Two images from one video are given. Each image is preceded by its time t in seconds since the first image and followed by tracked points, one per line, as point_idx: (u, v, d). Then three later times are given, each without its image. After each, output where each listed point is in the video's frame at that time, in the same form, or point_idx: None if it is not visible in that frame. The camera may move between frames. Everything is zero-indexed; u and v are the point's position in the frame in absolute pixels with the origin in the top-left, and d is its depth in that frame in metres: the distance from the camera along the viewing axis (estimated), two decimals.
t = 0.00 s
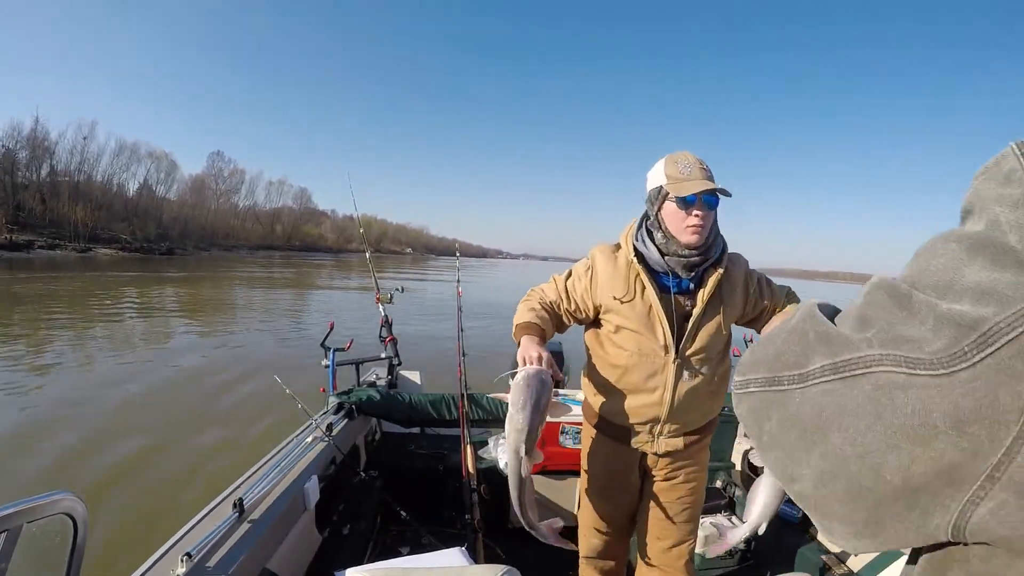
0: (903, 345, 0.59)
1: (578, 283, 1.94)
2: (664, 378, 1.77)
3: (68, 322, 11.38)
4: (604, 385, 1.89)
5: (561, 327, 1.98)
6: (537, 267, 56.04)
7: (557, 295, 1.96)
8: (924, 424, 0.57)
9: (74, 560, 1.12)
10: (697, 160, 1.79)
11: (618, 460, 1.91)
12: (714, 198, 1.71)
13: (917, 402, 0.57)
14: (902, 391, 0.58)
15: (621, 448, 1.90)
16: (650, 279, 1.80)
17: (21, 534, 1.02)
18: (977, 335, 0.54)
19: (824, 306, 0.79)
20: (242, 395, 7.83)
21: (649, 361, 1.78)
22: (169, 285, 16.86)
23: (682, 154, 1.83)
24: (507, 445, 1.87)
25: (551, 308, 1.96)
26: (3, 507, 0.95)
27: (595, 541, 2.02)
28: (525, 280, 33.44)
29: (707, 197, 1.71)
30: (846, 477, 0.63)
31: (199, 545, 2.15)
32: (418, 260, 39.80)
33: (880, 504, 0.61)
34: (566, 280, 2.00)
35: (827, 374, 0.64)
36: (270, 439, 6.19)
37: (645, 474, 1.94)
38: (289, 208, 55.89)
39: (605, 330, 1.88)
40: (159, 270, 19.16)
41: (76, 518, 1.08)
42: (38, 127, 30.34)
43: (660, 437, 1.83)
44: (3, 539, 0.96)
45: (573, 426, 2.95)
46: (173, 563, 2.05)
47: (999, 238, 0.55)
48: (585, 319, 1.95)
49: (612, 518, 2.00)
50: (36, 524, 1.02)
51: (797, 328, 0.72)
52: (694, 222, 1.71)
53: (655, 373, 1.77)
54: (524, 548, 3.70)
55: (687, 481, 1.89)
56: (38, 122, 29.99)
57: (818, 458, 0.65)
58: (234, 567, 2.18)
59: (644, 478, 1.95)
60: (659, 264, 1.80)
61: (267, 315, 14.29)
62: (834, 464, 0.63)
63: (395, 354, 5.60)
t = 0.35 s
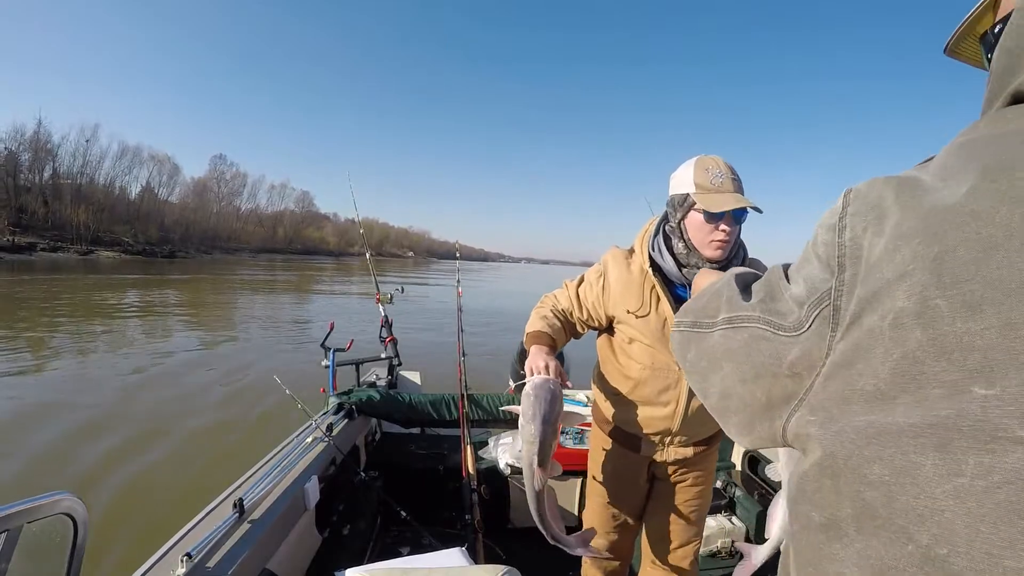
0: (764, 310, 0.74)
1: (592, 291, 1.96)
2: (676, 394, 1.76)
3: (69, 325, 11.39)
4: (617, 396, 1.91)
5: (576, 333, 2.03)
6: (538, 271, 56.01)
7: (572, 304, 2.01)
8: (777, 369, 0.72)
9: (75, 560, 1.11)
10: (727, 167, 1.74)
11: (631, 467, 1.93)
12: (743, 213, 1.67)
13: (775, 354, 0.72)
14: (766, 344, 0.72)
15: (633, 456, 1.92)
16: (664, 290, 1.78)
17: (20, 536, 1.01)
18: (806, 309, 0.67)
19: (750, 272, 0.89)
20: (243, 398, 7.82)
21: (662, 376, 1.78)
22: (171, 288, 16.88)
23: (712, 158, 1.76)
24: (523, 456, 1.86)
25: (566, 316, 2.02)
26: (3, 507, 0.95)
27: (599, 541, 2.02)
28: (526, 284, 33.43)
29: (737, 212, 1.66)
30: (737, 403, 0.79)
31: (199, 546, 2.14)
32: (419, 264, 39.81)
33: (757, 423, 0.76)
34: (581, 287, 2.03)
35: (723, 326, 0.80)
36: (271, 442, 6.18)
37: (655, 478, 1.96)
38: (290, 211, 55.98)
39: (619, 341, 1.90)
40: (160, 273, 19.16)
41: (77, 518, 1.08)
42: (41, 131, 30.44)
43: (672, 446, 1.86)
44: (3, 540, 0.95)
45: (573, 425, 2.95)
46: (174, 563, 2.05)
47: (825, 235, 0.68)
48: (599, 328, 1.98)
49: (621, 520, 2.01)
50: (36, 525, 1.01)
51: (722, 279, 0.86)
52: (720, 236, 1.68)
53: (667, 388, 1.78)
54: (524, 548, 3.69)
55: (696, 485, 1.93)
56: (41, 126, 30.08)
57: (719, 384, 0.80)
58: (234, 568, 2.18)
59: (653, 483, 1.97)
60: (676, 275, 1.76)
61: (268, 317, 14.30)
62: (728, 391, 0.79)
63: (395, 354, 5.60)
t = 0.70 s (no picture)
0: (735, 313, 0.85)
1: (602, 298, 1.97)
2: (687, 405, 1.79)
3: (71, 324, 11.40)
4: (629, 402, 1.92)
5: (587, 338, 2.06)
6: (540, 270, 55.97)
7: (582, 309, 2.02)
8: (750, 361, 0.81)
9: (77, 561, 1.10)
10: (748, 173, 1.72)
11: (640, 472, 1.95)
12: (764, 222, 1.67)
13: (748, 348, 0.82)
14: (741, 339, 0.82)
15: (643, 461, 1.94)
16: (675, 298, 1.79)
17: (22, 536, 1.00)
18: (772, 316, 0.77)
19: (728, 272, 1.00)
20: (243, 398, 7.81)
21: (671, 388, 1.81)
22: (172, 288, 16.87)
23: (736, 164, 1.74)
24: (541, 465, 1.82)
25: (577, 321, 2.04)
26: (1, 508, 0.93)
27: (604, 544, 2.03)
28: (528, 283, 33.39)
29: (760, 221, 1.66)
30: (716, 390, 0.87)
31: (199, 546, 2.14)
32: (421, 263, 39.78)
33: (729, 405, 0.84)
34: (591, 293, 2.04)
35: (704, 324, 0.90)
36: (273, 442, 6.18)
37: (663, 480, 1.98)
38: (292, 211, 56.02)
39: (631, 348, 1.92)
40: (162, 272, 19.13)
41: (77, 519, 1.06)
42: (43, 131, 30.48)
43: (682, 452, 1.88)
44: (3, 540, 0.94)
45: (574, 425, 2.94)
46: (173, 563, 2.05)
47: (786, 248, 0.76)
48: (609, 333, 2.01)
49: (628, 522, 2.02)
50: (37, 525, 1.00)
51: (701, 283, 0.97)
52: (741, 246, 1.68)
53: (677, 400, 1.80)
54: (524, 548, 3.68)
55: (701, 486, 1.98)
56: (43, 126, 30.11)
57: (700, 373, 0.90)
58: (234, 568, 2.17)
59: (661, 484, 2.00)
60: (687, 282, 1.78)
61: (270, 317, 14.29)
62: (707, 380, 0.89)
63: (395, 354, 5.59)
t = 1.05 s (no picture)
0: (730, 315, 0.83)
1: (607, 305, 1.96)
2: (694, 415, 1.79)
3: (72, 324, 11.39)
4: (636, 410, 1.92)
5: (591, 344, 2.05)
6: (541, 266, 55.93)
7: (587, 316, 2.01)
8: (746, 361, 0.80)
9: (76, 561, 1.09)
10: (768, 185, 1.71)
11: (647, 476, 1.94)
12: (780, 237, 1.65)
13: (745, 349, 0.80)
14: (738, 341, 0.80)
15: (650, 466, 1.93)
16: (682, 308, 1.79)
17: (21, 535, 0.99)
18: (768, 319, 0.75)
19: (727, 277, 0.98)
20: (244, 397, 7.82)
21: (679, 398, 1.81)
22: (173, 287, 16.86)
23: (757, 173, 1.72)
24: (547, 474, 1.82)
25: (582, 329, 2.03)
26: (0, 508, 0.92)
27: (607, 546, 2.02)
28: (528, 280, 33.36)
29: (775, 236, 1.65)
30: (715, 390, 0.85)
31: (199, 545, 2.13)
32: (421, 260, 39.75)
33: (728, 403, 0.82)
34: (596, 299, 2.02)
35: (702, 327, 0.88)
36: (274, 441, 6.18)
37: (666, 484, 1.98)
38: (292, 209, 56.00)
39: (637, 357, 1.92)
40: (162, 272, 19.13)
41: (77, 518, 1.04)
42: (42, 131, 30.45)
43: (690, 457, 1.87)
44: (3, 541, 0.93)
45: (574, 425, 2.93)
46: (174, 563, 2.04)
47: (778, 249, 0.73)
48: (614, 340, 2.00)
49: (633, 525, 2.01)
50: (37, 525, 0.98)
51: (699, 287, 0.96)
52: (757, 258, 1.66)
53: (686, 409, 1.80)
54: (523, 548, 3.67)
55: (705, 489, 1.97)
56: (42, 126, 30.07)
57: (700, 375, 0.89)
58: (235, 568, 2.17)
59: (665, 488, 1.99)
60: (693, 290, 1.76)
61: (271, 316, 14.29)
62: (706, 382, 0.88)
63: (395, 353, 5.57)
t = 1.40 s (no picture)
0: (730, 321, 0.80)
1: (602, 307, 1.94)
2: (693, 415, 1.77)
3: (71, 328, 11.36)
4: (634, 411, 1.90)
5: (588, 345, 2.03)
6: (540, 262, 55.93)
7: (582, 318, 2.00)
8: (749, 367, 0.77)
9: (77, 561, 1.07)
10: (762, 184, 1.69)
11: (645, 477, 1.92)
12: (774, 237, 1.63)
13: (747, 353, 0.77)
14: (739, 346, 0.77)
15: (648, 467, 1.92)
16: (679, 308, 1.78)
17: (23, 535, 0.97)
18: (769, 321, 0.72)
19: (725, 281, 0.96)
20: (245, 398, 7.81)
21: (676, 399, 1.80)
22: (172, 289, 16.83)
23: (751, 173, 1.70)
24: (547, 478, 1.81)
25: (578, 330, 2.01)
26: None
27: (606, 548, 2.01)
28: (527, 276, 33.37)
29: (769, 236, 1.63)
30: (718, 394, 0.83)
31: (199, 545, 2.11)
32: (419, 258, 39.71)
33: (733, 408, 0.80)
34: (591, 301, 2.00)
35: (703, 334, 0.85)
36: (275, 441, 6.18)
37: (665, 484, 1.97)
38: (289, 209, 55.91)
39: (634, 358, 1.90)
40: (161, 274, 19.10)
41: (77, 517, 1.02)
42: (37, 134, 30.36)
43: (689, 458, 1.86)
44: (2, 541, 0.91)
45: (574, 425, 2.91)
46: (174, 563, 2.03)
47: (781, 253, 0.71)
48: (611, 341, 1.99)
49: (632, 526, 2.00)
50: (35, 526, 0.96)
51: (696, 293, 0.93)
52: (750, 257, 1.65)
53: (683, 410, 1.79)
54: (524, 548, 3.67)
55: (704, 489, 1.96)
56: (37, 130, 29.97)
57: (702, 381, 0.86)
58: (235, 568, 2.15)
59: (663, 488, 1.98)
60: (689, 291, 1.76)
61: (270, 317, 14.27)
62: (710, 388, 0.85)
63: (395, 353, 5.55)
